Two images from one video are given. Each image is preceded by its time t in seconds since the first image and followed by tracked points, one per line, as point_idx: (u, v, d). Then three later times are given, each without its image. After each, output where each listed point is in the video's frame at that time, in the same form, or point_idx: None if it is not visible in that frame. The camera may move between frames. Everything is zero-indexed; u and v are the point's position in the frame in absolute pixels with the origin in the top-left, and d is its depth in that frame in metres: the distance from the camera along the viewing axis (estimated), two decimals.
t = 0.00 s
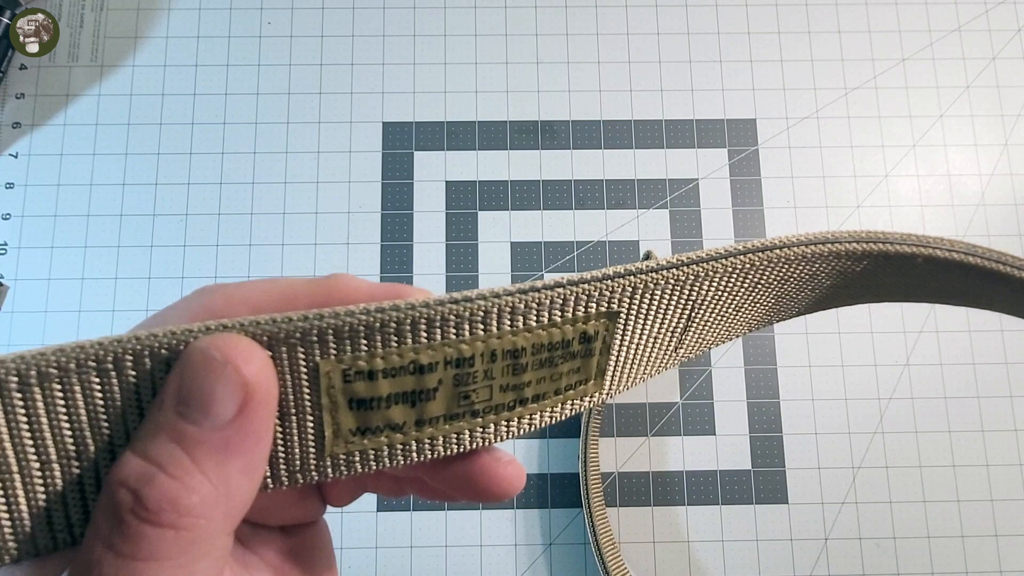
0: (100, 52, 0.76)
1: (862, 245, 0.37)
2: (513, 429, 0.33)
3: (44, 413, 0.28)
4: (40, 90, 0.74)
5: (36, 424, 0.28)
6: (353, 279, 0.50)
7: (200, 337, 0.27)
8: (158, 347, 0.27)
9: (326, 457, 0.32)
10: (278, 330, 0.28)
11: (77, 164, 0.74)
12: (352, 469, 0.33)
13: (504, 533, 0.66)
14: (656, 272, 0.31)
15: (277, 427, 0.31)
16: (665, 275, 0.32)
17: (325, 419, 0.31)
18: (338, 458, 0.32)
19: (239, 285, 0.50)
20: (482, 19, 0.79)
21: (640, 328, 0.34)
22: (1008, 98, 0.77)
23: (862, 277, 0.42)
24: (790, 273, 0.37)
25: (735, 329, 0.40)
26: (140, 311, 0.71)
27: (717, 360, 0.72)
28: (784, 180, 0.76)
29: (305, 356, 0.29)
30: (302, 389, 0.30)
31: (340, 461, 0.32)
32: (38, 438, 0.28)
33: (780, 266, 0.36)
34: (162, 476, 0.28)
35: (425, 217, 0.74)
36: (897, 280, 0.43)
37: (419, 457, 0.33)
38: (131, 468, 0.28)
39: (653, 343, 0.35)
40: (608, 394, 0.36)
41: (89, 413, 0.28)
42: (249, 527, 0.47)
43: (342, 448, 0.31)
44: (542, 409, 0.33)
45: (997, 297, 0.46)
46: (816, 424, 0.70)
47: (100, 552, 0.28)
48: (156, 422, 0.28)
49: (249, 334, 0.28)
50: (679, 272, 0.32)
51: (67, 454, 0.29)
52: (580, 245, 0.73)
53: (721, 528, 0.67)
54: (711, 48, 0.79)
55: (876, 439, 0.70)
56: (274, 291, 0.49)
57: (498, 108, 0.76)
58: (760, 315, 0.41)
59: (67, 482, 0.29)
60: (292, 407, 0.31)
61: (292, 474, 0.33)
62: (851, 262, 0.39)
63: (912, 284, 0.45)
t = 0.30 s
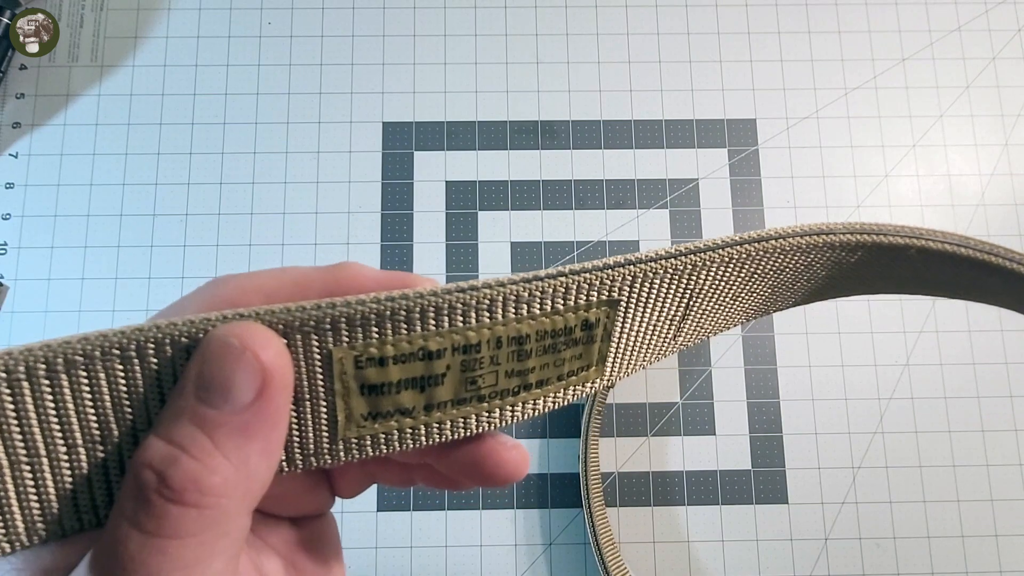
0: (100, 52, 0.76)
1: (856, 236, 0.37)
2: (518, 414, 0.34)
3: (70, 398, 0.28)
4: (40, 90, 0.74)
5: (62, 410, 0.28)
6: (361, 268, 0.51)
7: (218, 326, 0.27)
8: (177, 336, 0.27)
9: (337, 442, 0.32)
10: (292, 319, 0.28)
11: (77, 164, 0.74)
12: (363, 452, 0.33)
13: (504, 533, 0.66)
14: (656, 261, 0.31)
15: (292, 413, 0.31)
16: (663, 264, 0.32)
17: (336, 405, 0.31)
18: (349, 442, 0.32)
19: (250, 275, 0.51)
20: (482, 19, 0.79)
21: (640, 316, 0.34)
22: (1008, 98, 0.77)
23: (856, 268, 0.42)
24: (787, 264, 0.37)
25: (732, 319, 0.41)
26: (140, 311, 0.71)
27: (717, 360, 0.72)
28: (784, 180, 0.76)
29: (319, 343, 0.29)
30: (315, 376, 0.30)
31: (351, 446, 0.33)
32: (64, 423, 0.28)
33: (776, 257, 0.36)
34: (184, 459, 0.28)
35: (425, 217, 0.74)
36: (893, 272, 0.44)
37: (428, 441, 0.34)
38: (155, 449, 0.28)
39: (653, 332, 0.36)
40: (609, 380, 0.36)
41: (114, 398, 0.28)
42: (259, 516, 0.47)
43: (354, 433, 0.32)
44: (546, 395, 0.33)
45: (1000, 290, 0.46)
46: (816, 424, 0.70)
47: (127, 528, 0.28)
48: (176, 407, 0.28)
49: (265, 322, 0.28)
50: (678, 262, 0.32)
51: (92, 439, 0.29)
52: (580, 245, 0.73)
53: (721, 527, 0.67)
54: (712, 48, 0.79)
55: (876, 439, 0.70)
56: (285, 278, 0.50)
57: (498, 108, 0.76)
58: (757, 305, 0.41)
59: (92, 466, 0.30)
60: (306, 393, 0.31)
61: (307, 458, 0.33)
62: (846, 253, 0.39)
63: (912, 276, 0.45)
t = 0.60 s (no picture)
0: (100, 52, 0.76)
1: (855, 236, 0.37)
2: (520, 415, 0.34)
3: (76, 403, 0.28)
4: (40, 90, 0.74)
5: (68, 417, 0.28)
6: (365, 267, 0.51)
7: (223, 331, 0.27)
8: (183, 341, 0.27)
9: (342, 444, 0.32)
10: (297, 324, 0.28)
11: (77, 164, 0.74)
12: (367, 454, 0.33)
13: (504, 533, 0.66)
14: (656, 262, 0.31)
15: (297, 416, 0.31)
16: (663, 266, 0.32)
17: (341, 408, 0.31)
18: (354, 444, 0.32)
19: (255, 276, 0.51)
20: (482, 19, 0.79)
21: (640, 318, 0.34)
22: (1008, 98, 0.77)
23: (853, 268, 0.42)
24: (786, 264, 0.37)
25: (732, 319, 0.41)
26: (140, 310, 0.71)
27: (717, 360, 0.72)
28: (784, 180, 0.76)
29: (323, 348, 0.29)
30: (320, 381, 0.30)
31: (355, 448, 0.33)
32: (71, 428, 0.28)
33: (775, 258, 0.36)
34: (191, 464, 0.28)
35: (425, 217, 0.74)
36: (893, 271, 0.44)
37: (432, 443, 0.34)
38: (163, 454, 0.28)
39: (653, 333, 0.36)
40: (610, 380, 0.36)
41: (120, 404, 0.28)
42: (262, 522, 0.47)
43: (358, 435, 0.32)
44: (548, 396, 0.33)
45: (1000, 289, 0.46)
46: (817, 424, 0.70)
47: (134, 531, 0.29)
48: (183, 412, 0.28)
49: (269, 327, 0.28)
50: (677, 264, 0.32)
51: (99, 444, 0.29)
52: (580, 245, 0.73)
53: (721, 527, 0.67)
54: (712, 48, 0.79)
55: (876, 439, 0.70)
56: (290, 282, 0.49)
57: (498, 108, 0.76)
58: (756, 305, 0.41)
59: (99, 471, 0.30)
60: (311, 398, 0.31)
61: (312, 460, 0.33)
62: (844, 252, 0.39)
63: (912, 276, 0.45)
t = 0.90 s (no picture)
0: (100, 52, 0.76)
1: (858, 238, 0.37)
2: (527, 417, 0.34)
3: (87, 406, 0.28)
4: (40, 90, 0.74)
5: (79, 419, 0.28)
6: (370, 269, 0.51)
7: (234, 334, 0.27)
8: (192, 344, 0.28)
9: (350, 447, 0.32)
10: (306, 326, 0.28)
11: (77, 164, 0.74)
12: (375, 456, 0.33)
13: (504, 533, 0.66)
14: (662, 265, 0.31)
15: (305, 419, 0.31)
16: (669, 268, 0.32)
17: (349, 410, 0.31)
18: (362, 446, 0.32)
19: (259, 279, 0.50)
20: (482, 19, 0.79)
21: (647, 319, 0.34)
22: (1008, 98, 0.77)
23: (855, 271, 0.42)
24: (790, 267, 0.37)
25: (736, 320, 0.41)
26: (140, 310, 0.71)
27: (717, 360, 0.72)
28: (784, 180, 0.76)
29: (332, 350, 0.29)
30: (328, 383, 0.30)
31: (363, 450, 0.33)
32: (82, 431, 0.28)
33: (778, 261, 0.36)
34: (202, 467, 0.28)
35: (425, 217, 0.74)
36: (896, 273, 0.44)
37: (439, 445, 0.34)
38: (172, 457, 0.28)
39: (658, 336, 0.36)
40: (616, 382, 0.36)
41: (130, 406, 0.28)
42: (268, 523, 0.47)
43: (366, 437, 0.32)
44: (554, 398, 0.34)
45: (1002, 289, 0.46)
46: (817, 424, 0.70)
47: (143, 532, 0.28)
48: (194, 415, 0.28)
49: (278, 330, 0.28)
50: (682, 266, 0.32)
51: (108, 448, 0.29)
52: (580, 245, 0.73)
53: (721, 527, 0.67)
54: (712, 48, 0.79)
55: (876, 439, 0.70)
56: (296, 284, 0.48)
57: (498, 108, 0.76)
58: (761, 307, 0.41)
59: (109, 473, 0.30)
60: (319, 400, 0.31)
61: (320, 463, 0.33)
62: (848, 255, 0.39)
63: (914, 277, 0.45)
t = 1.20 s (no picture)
0: (100, 52, 0.76)
1: (863, 232, 0.37)
2: (533, 408, 0.34)
3: (102, 398, 0.28)
4: (40, 90, 0.74)
5: (93, 411, 0.28)
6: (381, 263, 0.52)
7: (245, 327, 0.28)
8: (205, 336, 0.28)
9: (360, 438, 0.33)
10: (316, 318, 0.28)
11: (77, 164, 0.74)
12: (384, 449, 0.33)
13: (504, 533, 0.66)
14: (668, 258, 0.31)
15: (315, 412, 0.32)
16: (675, 261, 0.32)
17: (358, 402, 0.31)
18: (372, 438, 0.33)
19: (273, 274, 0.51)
20: (482, 19, 0.79)
21: (652, 312, 0.34)
22: (1008, 98, 0.77)
23: (860, 266, 0.42)
24: (794, 260, 0.37)
25: (740, 314, 0.41)
26: (140, 310, 0.71)
27: (717, 360, 0.72)
28: (784, 180, 0.76)
29: (342, 343, 0.29)
30: (338, 376, 0.30)
31: (373, 442, 0.33)
32: (96, 423, 0.28)
33: (783, 255, 0.36)
34: (216, 457, 0.28)
35: (425, 217, 0.74)
36: (900, 268, 0.44)
37: (447, 436, 0.34)
38: (186, 448, 0.28)
39: (663, 329, 0.36)
40: (621, 374, 0.36)
41: (143, 398, 0.28)
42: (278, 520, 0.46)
43: (376, 429, 0.32)
44: (560, 389, 0.34)
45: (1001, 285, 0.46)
46: (816, 424, 0.70)
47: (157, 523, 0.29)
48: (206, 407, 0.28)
49: (288, 323, 0.28)
50: (688, 259, 0.32)
51: (122, 440, 0.29)
52: (580, 245, 0.73)
53: (721, 527, 0.67)
54: (712, 48, 0.79)
55: (876, 439, 0.70)
56: (302, 276, 0.49)
57: (498, 108, 0.76)
58: (765, 300, 0.41)
59: (122, 465, 0.30)
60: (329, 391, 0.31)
61: (330, 456, 0.33)
62: (852, 249, 0.39)
63: (915, 272, 0.45)
